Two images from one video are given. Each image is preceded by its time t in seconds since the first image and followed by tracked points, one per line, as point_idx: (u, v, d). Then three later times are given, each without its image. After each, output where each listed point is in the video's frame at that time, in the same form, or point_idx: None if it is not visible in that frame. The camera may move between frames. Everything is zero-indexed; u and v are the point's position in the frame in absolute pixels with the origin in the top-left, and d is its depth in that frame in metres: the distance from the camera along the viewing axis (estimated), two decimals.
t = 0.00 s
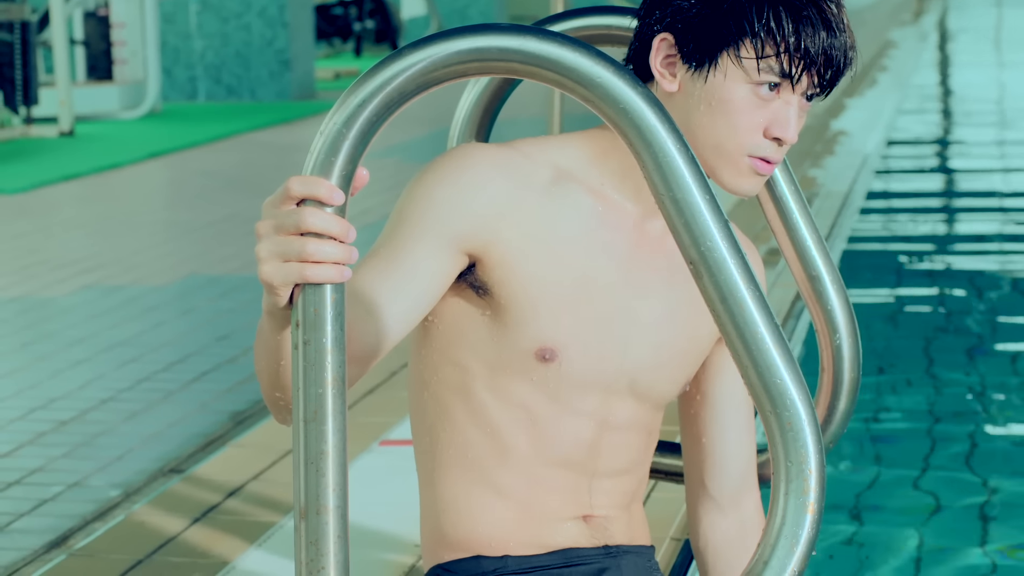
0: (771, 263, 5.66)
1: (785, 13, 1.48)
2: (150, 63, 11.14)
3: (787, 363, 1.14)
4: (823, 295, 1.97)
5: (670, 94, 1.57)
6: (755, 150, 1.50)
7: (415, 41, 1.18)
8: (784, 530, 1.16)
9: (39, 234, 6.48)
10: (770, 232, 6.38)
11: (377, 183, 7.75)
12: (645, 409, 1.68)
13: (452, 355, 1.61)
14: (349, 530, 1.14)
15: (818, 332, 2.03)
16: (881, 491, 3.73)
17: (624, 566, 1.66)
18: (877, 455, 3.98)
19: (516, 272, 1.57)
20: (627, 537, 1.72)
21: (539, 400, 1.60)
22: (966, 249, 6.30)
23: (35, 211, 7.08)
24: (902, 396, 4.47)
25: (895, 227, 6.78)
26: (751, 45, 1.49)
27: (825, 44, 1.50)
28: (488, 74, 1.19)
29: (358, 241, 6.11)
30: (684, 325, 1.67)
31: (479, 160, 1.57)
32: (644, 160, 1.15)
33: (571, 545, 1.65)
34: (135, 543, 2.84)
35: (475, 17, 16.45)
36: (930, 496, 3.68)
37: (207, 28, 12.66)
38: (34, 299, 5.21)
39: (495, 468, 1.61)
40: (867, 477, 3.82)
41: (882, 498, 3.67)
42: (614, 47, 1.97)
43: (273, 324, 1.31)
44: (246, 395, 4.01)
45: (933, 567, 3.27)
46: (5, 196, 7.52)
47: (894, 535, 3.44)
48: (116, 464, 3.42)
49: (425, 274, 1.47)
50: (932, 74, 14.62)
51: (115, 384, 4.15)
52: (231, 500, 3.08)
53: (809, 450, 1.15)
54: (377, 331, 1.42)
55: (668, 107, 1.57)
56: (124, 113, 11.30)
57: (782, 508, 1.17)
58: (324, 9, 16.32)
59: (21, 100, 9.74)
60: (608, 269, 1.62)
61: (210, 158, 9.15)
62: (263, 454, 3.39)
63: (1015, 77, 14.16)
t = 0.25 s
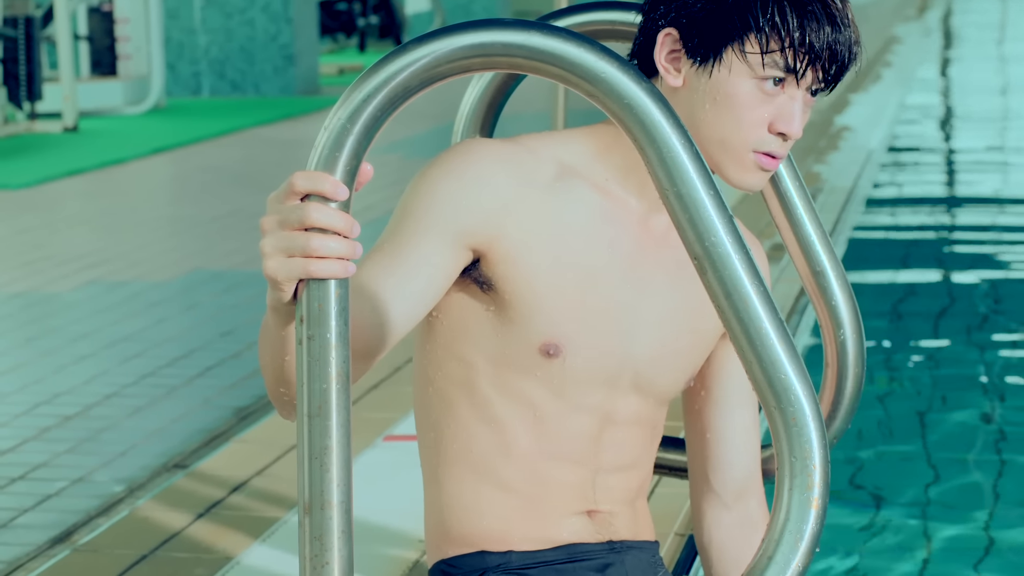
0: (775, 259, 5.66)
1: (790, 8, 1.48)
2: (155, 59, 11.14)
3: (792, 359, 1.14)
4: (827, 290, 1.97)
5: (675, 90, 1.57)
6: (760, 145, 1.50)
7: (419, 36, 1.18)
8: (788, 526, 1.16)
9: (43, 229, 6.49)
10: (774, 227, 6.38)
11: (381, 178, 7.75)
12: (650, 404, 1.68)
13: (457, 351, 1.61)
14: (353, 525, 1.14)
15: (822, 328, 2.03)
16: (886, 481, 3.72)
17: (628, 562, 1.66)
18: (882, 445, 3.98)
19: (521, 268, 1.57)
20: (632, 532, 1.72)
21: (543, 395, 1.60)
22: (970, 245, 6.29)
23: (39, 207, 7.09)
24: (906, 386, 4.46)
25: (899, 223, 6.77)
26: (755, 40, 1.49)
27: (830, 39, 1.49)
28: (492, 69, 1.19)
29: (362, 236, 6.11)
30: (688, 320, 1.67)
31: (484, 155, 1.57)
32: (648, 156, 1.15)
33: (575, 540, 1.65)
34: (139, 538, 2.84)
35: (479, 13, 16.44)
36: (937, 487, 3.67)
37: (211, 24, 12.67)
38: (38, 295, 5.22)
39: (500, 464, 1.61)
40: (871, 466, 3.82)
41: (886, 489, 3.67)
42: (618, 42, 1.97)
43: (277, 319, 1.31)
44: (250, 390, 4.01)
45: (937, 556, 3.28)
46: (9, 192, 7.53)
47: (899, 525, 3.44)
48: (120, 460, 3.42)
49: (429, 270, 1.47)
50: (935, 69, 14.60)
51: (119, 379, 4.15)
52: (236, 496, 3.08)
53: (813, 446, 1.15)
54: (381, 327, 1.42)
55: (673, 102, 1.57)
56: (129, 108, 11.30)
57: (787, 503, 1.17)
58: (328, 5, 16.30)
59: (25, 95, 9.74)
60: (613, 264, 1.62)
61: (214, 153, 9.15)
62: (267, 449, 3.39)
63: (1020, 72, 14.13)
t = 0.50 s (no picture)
0: (781, 254, 5.66)
1: (795, 3, 1.47)
2: (160, 54, 11.15)
3: (798, 353, 1.13)
4: (833, 284, 1.96)
5: (681, 85, 1.57)
6: (766, 140, 1.49)
7: (426, 31, 1.18)
8: (795, 521, 1.16)
9: (49, 224, 6.50)
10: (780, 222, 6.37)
11: (386, 173, 7.75)
12: (656, 399, 1.68)
13: (463, 346, 1.61)
14: (358, 520, 1.14)
15: (828, 322, 2.03)
16: (894, 472, 3.72)
17: (634, 556, 1.66)
18: (890, 438, 3.98)
19: (527, 261, 1.57)
20: (638, 527, 1.71)
21: (549, 390, 1.60)
22: (976, 238, 6.28)
23: (45, 202, 7.09)
24: (913, 377, 4.46)
25: (906, 217, 6.76)
26: (761, 35, 1.49)
27: (836, 35, 1.49)
28: (498, 64, 1.18)
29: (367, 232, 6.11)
30: (694, 314, 1.67)
31: (490, 150, 1.56)
32: (654, 150, 1.15)
33: (581, 535, 1.65)
34: (144, 533, 2.84)
35: (484, 8, 16.43)
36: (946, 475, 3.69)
37: (217, 19, 12.67)
38: (44, 290, 5.22)
39: (506, 458, 1.61)
40: (880, 460, 3.81)
41: (894, 480, 3.67)
42: (625, 38, 1.96)
43: (283, 313, 1.31)
44: (255, 384, 4.02)
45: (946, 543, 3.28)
46: (14, 187, 7.53)
47: (907, 515, 3.44)
48: (126, 455, 3.42)
49: (436, 264, 1.47)
50: (941, 64, 14.57)
51: (124, 374, 4.15)
52: (242, 491, 3.08)
53: (819, 441, 1.15)
54: (387, 321, 1.42)
55: (679, 97, 1.57)
56: (134, 103, 11.31)
57: (792, 499, 1.17)
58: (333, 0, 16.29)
59: (31, 90, 9.75)
60: (618, 258, 1.62)
61: (219, 148, 9.16)
62: (273, 444, 3.39)
63: None
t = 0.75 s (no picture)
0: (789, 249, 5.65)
1: None
2: (167, 49, 11.15)
3: (806, 348, 1.13)
4: (841, 280, 1.96)
5: (689, 79, 1.57)
6: (774, 135, 1.49)
7: (433, 26, 1.17)
8: (802, 516, 1.16)
9: (57, 219, 6.51)
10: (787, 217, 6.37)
11: (393, 168, 7.75)
12: (663, 393, 1.67)
13: (470, 340, 1.61)
14: (366, 515, 1.14)
15: (835, 318, 2.02)
16: (900, 468, 3.72)
17: (641, 551, 1.66)
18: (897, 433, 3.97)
19: (535, 256, 1.56)
20: (645, 522, 1.71)
21: (557, 384, 1.60)
22: (984, 235, 6.28)
23: (52, 196, 7.11)
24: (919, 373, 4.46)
25: (913, 213, 6.75)
26: (769, 30, 1.48)
27: (843, 29, 1.48)
28: (506, 58, 1.18)
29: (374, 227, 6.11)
30: (701, 309, 1.67)
31: (497, 144, 1.56)
32: (662, 145, 1.15)
33: (588, 530, 1.65)
34: (151, 528, 2.85)
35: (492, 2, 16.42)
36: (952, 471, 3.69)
37: (224, 14, 12.67)
38: (51, 284, 5.23)
39: (513, 453, 1.61)
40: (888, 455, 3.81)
41: (899, 475, 3.67)
42: (633, 32, 1.96)
43: (291, 308, 1.31)
44: (263, 379, 4.02)
45: (952, 540, 3.28)
46: (22, 182, 7.54)
47: (912, 513, 3.43)
48: (133, 449, 3.43)
49: (444, 258, 1.47)
50: (948, 59, 14.54)
51: (132, 369, 4.16)
52: (249, 485, 3.09)
53: (828, 436, 1.15)
54: (395, 316, 1.42)
55: (687, 92, 1.57)
56: (141, 98, 11.32)
57: (800, 494, 1.16)
58: None
59: (38, 85, 9.76)
60: (626, 252, 1.61)
61: (226, 143, 9.16)
62: (281, 439, 3.39)
63: None
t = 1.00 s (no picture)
0: (797, 243, 5.64)
1: None
2: (175, 43, 11.16)
3: (813, 341, 1.13)
4: (849, 274, 1.96)
5: (697, 74, 1.57)
6: (782, 129, 1.49)
7: (441, 20, 1.17)
8: (810, 509, 1.16)
9: (64, 212, 6.51)
10: (796, 211, 6.36)
11: (400, 162, 7.75)
12: (671, 387, 1.67)
13: (479, 334, 1.61)
14: (374, 508, 1.14)
15: (843, 311, 2.02)
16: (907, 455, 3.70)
17: (649, 545, 1.66)
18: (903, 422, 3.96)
19: (543, 250, 1.56)
20: (652, 516, 1.71)
21: (565, 377, 1.60)
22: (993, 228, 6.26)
23: (60, 190, 7.11)
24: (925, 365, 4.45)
25: (921, 207, 6.74)
26: (776, 25, 1.48)
27: (852, 23, 1.47)
28: (514, 52, 1.18)
29: (382, 221, 6.11)
30: (709, 303, 1.67)
31: (505, 138, 1.56)
32: (670, 138, 1.14)
33: (596, 524, 1.64)
34: (160, 521, 2.85)
35: None
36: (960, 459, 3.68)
37: (231, 8, 12.69)
38: (59, 278, 5.24)
39: (522, 447, 1.61)
40: (897, 442, 3.80)
41: (904, 462, 3.66)
42: (640, 25, 1.95)
43: (300, 301, 1.31)
44: (271, 373, 4.03)
45: (962, 525, 3.26)
46: (29, 176, 7.55)
47: (920, 500, 3.41)
48: (141, 443, 3.43)
49: (451, 252, 1.47)
50: (956, 53, 14.50)
51: (140, 363, 4.16)
52: (257, 479, 3.09)
53: (834, 429, 1.15)
54: (403, 311, 1.42)
55: (694, 87, 1.57)
56: (149, 92, 11.34)
57: (807, 488, 1.17)
58: None
59: (46, 79, 9.77)
60: (634, 246, 1.61)
61: (234, 137, 9.17)
62: (288, 432, 3.40)
63: None
